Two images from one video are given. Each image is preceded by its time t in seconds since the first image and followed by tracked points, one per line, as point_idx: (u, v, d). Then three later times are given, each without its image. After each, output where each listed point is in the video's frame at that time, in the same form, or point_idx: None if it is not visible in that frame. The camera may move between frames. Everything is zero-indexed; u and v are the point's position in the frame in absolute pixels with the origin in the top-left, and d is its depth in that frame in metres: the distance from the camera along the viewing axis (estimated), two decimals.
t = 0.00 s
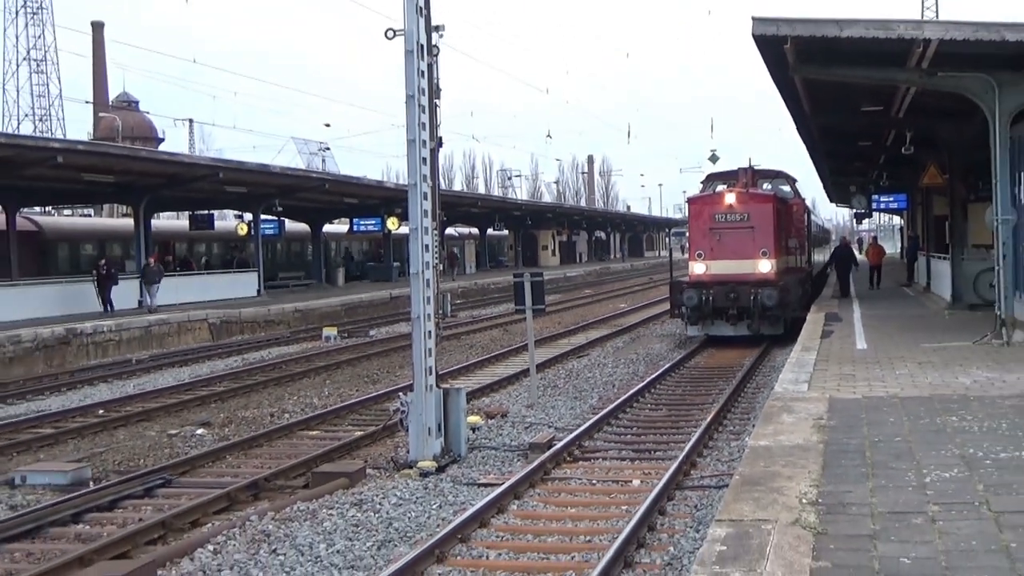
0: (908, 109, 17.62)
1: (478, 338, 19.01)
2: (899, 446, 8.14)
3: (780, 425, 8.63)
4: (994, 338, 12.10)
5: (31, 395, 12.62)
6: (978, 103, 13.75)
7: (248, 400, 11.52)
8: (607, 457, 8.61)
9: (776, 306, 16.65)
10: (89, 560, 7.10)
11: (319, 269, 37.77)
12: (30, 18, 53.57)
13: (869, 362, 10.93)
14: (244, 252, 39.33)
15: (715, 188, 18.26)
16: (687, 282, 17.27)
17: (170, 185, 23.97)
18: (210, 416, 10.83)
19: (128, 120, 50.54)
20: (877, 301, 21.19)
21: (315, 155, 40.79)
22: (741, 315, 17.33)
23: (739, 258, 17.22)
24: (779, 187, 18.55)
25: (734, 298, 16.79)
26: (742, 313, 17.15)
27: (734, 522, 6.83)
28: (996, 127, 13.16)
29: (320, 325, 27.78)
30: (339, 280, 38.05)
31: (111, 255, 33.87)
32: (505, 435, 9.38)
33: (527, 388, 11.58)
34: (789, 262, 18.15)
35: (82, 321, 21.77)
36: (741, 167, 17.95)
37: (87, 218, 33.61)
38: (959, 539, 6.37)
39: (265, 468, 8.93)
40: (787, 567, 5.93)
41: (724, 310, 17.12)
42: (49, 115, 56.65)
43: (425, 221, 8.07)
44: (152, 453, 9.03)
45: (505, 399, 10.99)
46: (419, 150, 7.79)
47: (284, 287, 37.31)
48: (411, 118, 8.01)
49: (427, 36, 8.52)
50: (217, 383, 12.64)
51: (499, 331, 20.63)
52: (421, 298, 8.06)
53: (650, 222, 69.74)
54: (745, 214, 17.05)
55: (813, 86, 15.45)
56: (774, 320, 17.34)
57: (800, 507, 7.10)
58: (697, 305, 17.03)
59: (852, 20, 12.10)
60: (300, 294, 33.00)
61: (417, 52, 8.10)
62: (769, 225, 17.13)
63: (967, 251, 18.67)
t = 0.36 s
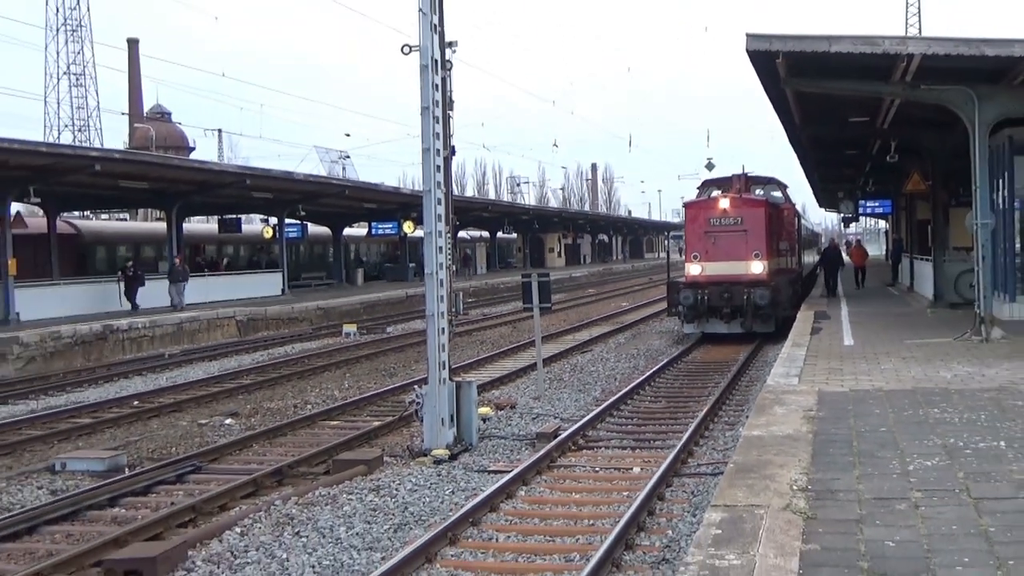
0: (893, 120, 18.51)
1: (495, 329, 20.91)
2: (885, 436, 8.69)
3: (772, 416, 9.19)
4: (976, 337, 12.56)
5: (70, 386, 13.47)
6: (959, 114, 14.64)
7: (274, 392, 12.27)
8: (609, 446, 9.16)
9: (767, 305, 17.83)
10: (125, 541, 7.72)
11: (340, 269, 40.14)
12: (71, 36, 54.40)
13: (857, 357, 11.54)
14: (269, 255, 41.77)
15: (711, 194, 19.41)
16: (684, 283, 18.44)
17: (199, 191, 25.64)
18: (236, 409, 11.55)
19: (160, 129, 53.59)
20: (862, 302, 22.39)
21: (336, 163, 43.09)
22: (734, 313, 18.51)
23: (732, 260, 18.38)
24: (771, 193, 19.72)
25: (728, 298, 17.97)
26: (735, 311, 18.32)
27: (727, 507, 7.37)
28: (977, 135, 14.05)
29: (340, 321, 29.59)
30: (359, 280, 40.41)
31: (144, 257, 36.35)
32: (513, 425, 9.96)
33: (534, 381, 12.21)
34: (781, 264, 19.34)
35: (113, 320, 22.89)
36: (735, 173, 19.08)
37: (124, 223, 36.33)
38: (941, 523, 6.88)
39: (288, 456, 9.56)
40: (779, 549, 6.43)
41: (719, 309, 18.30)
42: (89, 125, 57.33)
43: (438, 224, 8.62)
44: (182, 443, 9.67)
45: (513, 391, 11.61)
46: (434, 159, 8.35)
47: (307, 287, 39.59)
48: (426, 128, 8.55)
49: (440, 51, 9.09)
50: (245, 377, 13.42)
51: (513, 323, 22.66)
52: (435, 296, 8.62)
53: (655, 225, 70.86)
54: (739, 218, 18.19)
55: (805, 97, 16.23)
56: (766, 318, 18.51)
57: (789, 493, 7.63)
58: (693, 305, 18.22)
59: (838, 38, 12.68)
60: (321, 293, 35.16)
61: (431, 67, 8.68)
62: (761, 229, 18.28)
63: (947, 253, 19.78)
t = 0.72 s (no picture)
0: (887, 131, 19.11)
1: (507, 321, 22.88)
2: (878, 428, 9.23)
3: (772, 409, 9.75)
4: (964, 337, 13.00)
5: (114, 380, 14.40)
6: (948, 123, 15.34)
7: (304, 386, 13.08)
8: (618, 438, 9.73)
9: (767, 304, 18.58)
10: (167, 524, 8.39)
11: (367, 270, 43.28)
12: (115, 52, 55.69)
13: (854, 353, 12.14)
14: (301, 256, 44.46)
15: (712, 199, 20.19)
16: (688, 283, 19.16)
17: (237, 197, 27.42)
18: (269, 402, 12.31)
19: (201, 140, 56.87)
20: (855, 301, 23.24)
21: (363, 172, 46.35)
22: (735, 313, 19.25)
23: (734, 261, 19.11)
24: (769, 197, 20.49)
25: (730, 298, 18.71)
26: (736, 311, 19.06)
27: (729, 493, 7.93)
28: (965, 145, 14.77)
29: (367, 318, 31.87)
30: (384, 280, 43.69)
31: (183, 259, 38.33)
32: (529, 416, 10.60)
33: (547, 375, 12.90)
34: (779, 266, 20.10)
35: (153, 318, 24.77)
36: (735, 179, 19.85)
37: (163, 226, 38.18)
38: (930, 509, 7.40)
39: (317, 446, 10.21)
40: (778, 534, 6.97)
41: (721, 308, 19.04)
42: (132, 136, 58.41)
43: (458, 228, 9.18)
44: (218, 433, 10.36)
45: (528, 384, 12.29)
46: (455, 168, 8.90)
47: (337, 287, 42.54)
48: (447, 139, 9.09)
49: (460, 64, 9.60)
50: (277, 372, 14.29)
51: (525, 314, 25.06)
52: (455, 296, 9.20)
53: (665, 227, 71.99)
54: (740, 222, 18.93)
55: (803, 108, 16.92)
56: (765, 317, 19.25)
57: (788, 480, 8.18)
58: (697, 304, 18.95)
59: (833, 52, 13.10)
60: (350, 292, 37.96)
61: (451, 80, 9.19)
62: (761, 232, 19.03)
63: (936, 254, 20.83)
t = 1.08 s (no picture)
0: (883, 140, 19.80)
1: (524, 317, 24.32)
2: (873, 420, 9.80)
3: (772, 402, 10.36)
4: (953, 333, 13.59)
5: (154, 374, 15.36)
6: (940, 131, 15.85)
7: (332, 379, 14.00)
8: (628, 429, 10.34)
9: (768, 304, 19.27)
10: (205, 508, 9.07)
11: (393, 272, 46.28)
12: (156, 66, 56.28)
13: (851, 349, 12.77)
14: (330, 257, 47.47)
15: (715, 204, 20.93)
16: (691, 284, 19.86)
17: (271, 204, 29.31)
18: (300, 395, 13.17)
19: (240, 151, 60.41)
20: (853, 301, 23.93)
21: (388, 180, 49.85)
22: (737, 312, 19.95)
23: (736, 263, 19.81)
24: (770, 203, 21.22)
25: (732, 298, 19.41)
26: (738, 310, 19.76)
27: (732, 481, 8.51)
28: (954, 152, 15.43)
29: (393, 316, 34.45)
30: (408, 281, 46.80)
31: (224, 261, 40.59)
32: (544, 408, 11.27)
33: (561, 369, 13.65)
34: (779, 268, 20.80)
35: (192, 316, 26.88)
36: (737, 185, 20.60)
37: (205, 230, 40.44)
38: (922, 497, 7.94)
39: (345, 437, 10.92)
40: (779, 519, 7.51)
41: (723, 308, 19.74)
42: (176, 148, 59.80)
43: (477, 232, 9.80)
44: (253, 424, 11.11)
45: (543, 377, 13.03)
46: (473, 176, 9.52)
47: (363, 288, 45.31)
48: (466, 148, 9.71)
49: (478, 77, 10.21)
50: (309, 367, 15.25)
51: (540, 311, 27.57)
52: (474, 296, 9.83)
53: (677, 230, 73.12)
54: (742, 225, 19.65)
55: (802, 119, 17.64)
56: (766, 317, 19.95)
57: (788, 469, 8.75)
58: (700, 304, 19.66)
59: (831, 66, 13.53)
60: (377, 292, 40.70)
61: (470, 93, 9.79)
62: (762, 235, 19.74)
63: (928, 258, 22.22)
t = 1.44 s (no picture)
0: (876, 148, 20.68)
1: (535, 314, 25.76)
2: (865, 413, 10.41)
3: (769, 395, 10.99)
4: (941, 330, 14.24)
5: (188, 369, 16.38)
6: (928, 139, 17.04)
7: (355, 373, 14.97)
8: (632, 421, 11.00)
9: (764, 303, 20.47)
10: (236, 494, 9.77)
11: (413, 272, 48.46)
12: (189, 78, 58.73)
13: (845, 346, 13.46)
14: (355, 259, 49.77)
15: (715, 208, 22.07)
16: (692, 284, 21.07)
17: (299, 209, 31.38)
18: (326, 387, 14.13)
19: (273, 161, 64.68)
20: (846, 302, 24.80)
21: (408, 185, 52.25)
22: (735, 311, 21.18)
23: (734, 265, 20.97)
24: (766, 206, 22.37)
25: (730, 297, 20.61)
26: (736, 309, 20.98)
27: (731, 469, 9.12)
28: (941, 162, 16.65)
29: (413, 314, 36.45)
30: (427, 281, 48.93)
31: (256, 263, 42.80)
32: (553, 401, 11.99)
33: (569, 364, 14.45)
34: (775, 269, 22.01)
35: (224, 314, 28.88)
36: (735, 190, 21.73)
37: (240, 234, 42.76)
38: (910, 485, 8.52)
39: (368, 427, 11.68)
40: (774, 506, 8.09)
41: (722, 307, 20.95)
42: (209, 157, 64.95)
43: (492, 235, 10.45)
44: (281, 415, 11.90)
45: (553, 371, 13.82)
46: (488, 183, 10.16)
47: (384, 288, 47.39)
48: (482, 157, 10.37)
49: (493, 90, 10.91)
50: (334, 362, 16.26)
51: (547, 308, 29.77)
52: (489, 295, 10.49)
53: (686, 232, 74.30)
54: (740, 229, 20.80)
55: (797, 129, 18.60)
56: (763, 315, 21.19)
57: (783, 458, 9.35)
58: (700, 303, 20.87)
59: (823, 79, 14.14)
60: (398, 292, 42.70)
61: (486, 106, 10.49)
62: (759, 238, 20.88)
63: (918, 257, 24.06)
